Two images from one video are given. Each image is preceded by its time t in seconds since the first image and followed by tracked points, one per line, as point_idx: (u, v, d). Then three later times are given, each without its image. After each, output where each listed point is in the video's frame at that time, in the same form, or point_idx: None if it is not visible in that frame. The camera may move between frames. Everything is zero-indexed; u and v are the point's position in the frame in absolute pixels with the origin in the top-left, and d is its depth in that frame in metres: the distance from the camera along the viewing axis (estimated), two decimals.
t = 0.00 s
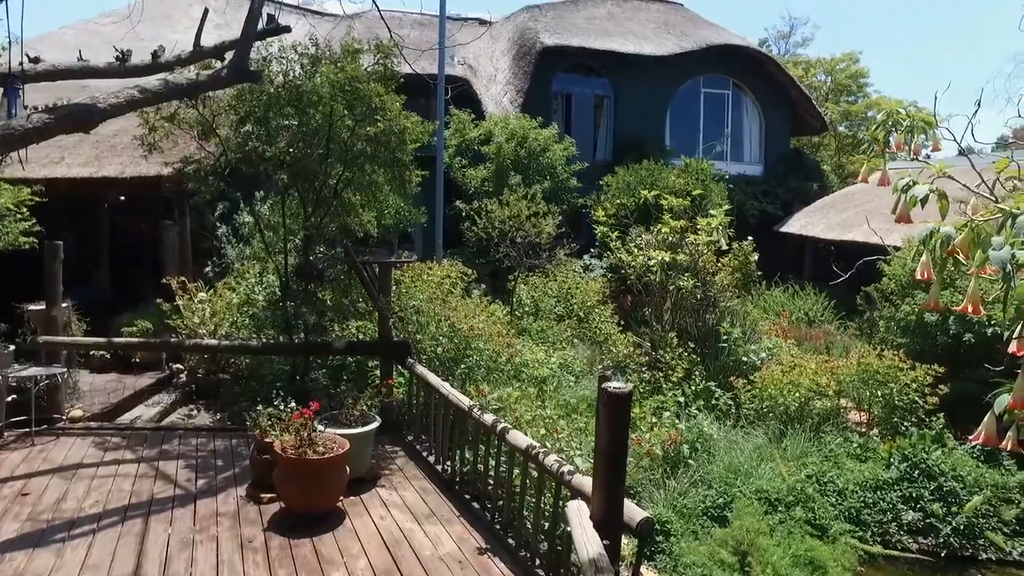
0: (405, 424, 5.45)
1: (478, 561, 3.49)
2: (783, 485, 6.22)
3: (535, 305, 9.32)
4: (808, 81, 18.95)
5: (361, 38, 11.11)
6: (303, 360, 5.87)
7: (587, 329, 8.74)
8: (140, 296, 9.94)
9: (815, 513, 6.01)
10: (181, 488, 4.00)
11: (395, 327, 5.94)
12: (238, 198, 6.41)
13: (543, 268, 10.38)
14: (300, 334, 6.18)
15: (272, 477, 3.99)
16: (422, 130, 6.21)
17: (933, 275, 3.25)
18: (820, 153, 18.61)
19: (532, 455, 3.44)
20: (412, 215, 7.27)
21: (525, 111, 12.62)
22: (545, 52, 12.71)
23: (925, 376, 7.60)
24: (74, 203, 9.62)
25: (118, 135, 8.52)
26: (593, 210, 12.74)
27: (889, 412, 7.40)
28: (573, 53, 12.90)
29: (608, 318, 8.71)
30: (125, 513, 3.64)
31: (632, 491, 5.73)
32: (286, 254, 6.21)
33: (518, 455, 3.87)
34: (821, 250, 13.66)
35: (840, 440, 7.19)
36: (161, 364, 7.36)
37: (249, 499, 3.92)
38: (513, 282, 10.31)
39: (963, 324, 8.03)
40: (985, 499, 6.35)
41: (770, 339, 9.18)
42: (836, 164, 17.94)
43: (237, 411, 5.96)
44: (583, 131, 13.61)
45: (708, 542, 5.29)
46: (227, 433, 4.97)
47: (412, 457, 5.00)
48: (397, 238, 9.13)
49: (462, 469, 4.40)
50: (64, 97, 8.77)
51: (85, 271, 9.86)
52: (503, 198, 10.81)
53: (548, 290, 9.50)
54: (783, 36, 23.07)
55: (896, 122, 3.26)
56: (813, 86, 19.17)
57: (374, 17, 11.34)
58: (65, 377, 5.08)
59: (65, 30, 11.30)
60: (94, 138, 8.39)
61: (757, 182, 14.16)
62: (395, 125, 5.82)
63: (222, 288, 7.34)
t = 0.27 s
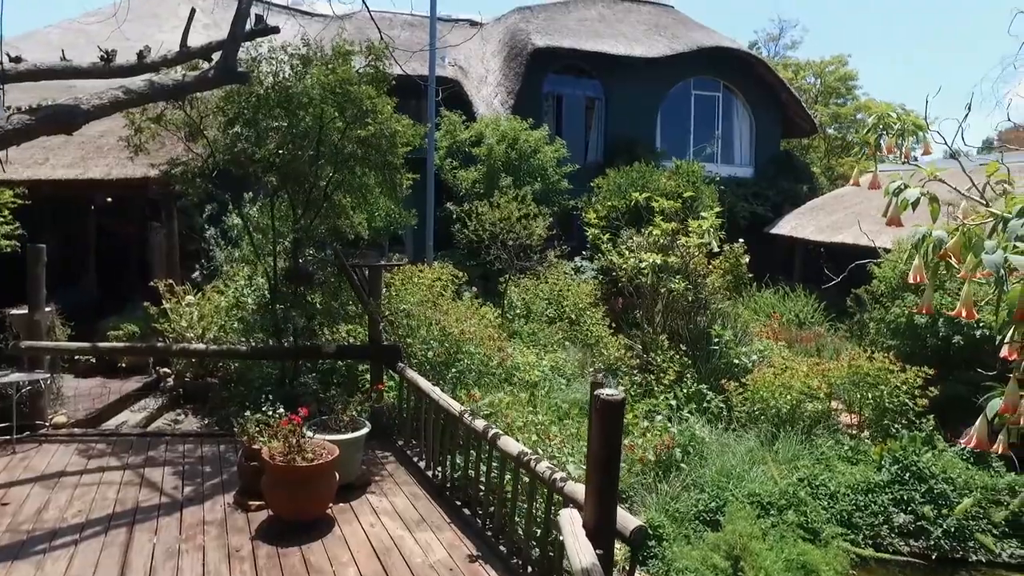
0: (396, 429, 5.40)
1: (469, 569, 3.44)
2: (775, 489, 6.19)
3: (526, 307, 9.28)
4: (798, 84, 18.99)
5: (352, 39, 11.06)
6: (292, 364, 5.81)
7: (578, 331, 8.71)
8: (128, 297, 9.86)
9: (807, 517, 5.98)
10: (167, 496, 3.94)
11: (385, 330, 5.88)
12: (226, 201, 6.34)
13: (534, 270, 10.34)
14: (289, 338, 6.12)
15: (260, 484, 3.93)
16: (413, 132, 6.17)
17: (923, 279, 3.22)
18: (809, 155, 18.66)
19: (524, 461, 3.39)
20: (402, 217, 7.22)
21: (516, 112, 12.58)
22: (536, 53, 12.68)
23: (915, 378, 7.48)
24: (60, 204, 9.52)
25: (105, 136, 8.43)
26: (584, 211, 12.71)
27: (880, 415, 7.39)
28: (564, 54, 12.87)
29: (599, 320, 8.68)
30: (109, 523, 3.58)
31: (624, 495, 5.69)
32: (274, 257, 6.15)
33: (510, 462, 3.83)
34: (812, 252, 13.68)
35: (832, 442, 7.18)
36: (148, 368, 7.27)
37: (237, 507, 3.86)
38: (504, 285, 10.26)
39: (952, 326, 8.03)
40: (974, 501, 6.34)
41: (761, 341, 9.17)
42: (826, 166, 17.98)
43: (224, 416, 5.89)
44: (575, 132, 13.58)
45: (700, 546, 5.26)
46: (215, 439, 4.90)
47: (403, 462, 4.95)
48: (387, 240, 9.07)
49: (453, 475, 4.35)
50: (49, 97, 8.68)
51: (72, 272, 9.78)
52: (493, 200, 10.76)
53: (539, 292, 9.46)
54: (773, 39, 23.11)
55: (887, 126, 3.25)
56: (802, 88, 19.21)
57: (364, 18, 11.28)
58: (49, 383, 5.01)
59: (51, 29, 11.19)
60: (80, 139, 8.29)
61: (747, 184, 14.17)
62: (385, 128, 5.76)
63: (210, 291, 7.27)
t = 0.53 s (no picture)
0: (384, 436, 5.34)
1: None
2: (765, 495, 6.17)
3: (515, 312, 9.25)
4: (785, 89, 19.07)
5: (340, 43, 11.01)
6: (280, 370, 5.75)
7: (568, 335, 8.67)
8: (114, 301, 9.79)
9: (798, 522, 5.96)
10: (151, 506, 3.87)
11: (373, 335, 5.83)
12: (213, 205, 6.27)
13: (523, 274, 10.31)
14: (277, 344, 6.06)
15: (246, 493, 3.87)
16: (403, 137, 6.12)
17: (913, 284, 3.23)
18: (797, 160, 18.73)
19: (514, 470, 3.36)
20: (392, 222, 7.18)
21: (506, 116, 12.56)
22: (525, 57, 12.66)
23: (903, 382, 7.61)
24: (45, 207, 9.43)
25: (89, 139, 8.34)
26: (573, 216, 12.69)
27: (869, 419, 7.40)
28: (553, 58, 12.86)
29: (589, 324, 8.65)
30: (90, 535, 3.51)
31: (614, 503, 5.66)
32: (261, 262, 6.08)
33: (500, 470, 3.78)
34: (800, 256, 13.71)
35: (821, 447, 7.17)
36: (133, 375, 7.19)
37: (223, 517, 3.80)
38: (493, 289, 10.22)
39: (939, 330, 8.02)
40: (962, 505, 6.36)
41: (750, 345, 9.16)
42: (813, 170, 18.05)
43: (210, 423, 5.82)
44: (564, 137, 13.56)
45: (691, 552, 5.24)
46: (200, 447, 4.84)
47: (392, 470, 4.90)
48: (376, 244, 9.02)
49: (442, 482, 4.30)
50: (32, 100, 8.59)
51: (58, 275, 9.72)
52: (482, 204, 10.73)
53: (529, 296, 9.43)
54: (761, 44, 23.22)
55: (876, 131, 3.34)
56: (790, 94, 19.29)
57: (352, 21, 11.23)
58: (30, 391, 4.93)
59: (33, 30, 11.08)
60: (63, 143, 8.19)
61: (736, 189, 14.20)
62: (375, 133, 5.71)
63: (197, 296, 7.20)
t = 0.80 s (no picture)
0: (373, 444, 5.29)
1: None
2: (756, 500, 6.15)
3: (504, 317, 9.21)
4: (772, 95, 19.17)
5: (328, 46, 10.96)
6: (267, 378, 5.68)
7: (556, 341, 8.64)
8: (97, 307, 9.73)
9: (789, 528, 5.94)
10: (132, 517, 3.80)
11: (361, 342, 5.78)
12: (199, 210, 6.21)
13: (512, 279, 10.27)
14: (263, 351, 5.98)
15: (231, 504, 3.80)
16: (392, 142, 6.07)
17: (903, 290, 3.23)
18: (784, 165, 18.81)
19: (504, 478, 3.33)
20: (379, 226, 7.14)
21: (494, 121, 12.52)
22: (514, 63, 12.65)
23: (891, 387, 7.61)
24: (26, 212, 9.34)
25: (71, 143, 8.24)
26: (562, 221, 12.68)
27: (857, 423, 7.40)
28: (542, 63, 12.84)
29: (577, 329, 8.62)
30: (69, 548, 3.44)
31: (603, 510, 5.63)
32: (248, 268, 6.02)
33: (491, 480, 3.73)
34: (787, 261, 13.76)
35: (810, 452, 7.17)
36: (116, 383, 7.10)
37: (207, 528, 3.73)
38: (482, 294, 10.18)
39: (926, 335, 8.06)
40: (950, 509, 6.33)
41: (739, 350, 9.16)
42: (800, 175, 18.13)
43: (195, 431, 5.74)
44: (553, 142, 13.55)
45: (681, 559, 5.31)
46: (184, 456, 4.76)
47: (380, 478, 4.85)
48: (364, 249, 8.96)
49: (431, 491, 4.25)
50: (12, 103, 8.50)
51: (41, 281, 9.66)
52: (471, 209, 10.69)
53: (517, 301, 9.40)
54: (747, 50, 23.34)
55: (865, 137, 3.49)
56: (777, 99, 19.38)
57: (340, 26, 11.18)
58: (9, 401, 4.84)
59: (15, 31, 10.97)
60: (45, 146, 8.09)
61: (724, 194, 14.23)
62: (363, 138, 5.66)
63: (181, 302, 7.12)
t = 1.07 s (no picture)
0: (357, 452, 5.23)
1: None
2: (743, 507, 6.13)
3: (490, 323, 9.17)
4: (756, 101, 19.28)
5: (312, 50, 10.89)
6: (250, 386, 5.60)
7: (543, 346, 8.60)
8: (76, 314, 9.61)
9: (776, 534, 5.90)
10: (110, 530, 3.72)
11: (345, 349, 5.72)
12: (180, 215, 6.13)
13: (498, 285, 10.23)
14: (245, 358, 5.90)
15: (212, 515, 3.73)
16: (377, 147, 6.02)
17: (889, 297, 3.22)
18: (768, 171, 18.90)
19: (490, 488, 3.28)
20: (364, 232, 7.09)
21: (480, 126, 12.48)
22: (500, 67, 12.62)
23: (876, 391, 7.58)
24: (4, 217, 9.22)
25: (49, 146, 8.13)
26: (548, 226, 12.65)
27: (843, 428, 7.41)
28: (528, 68, 12.83)
29: (564, 334, 8.59)
30: (43, 563, 3.36)
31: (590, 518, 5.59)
32: (230, 274, 5.94)
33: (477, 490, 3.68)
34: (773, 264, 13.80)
35: (797, 457, 7.16)
36: (94, 392, 6.98)
37: (187, 540, 3.66)
38: (468, 299, 10.13)
39: (910, 339, 8.10)
40: (935, 513, 6.29)
41: (725, 355, 9.16)
42: (785, 181, 18.23)
43: (175, 440, 5.65)
44: (539, 146, 13.53)
45: (669, 567, 5.27)
46: (165, 466, 4.68)
47: (364, 486, 4.79)
48: (349, 254, 8.89)
49: (417, 501, 4.19)
50: None
51: (18, 287, 9.52)
52: (457, 214, 10.65)
53: (503, 307, 9.36)
54: (731, 56, 23.49)
55: (849, 143, 3.48)
56: (761, 105, 19.49)
57: (324, 29, 11.11)
58: None
59: None
60: (22, 149, 7.96)
61: (709, 199, 14.27)
62: (348, 142, 5.60)
63: (163, 309, 7.02)
